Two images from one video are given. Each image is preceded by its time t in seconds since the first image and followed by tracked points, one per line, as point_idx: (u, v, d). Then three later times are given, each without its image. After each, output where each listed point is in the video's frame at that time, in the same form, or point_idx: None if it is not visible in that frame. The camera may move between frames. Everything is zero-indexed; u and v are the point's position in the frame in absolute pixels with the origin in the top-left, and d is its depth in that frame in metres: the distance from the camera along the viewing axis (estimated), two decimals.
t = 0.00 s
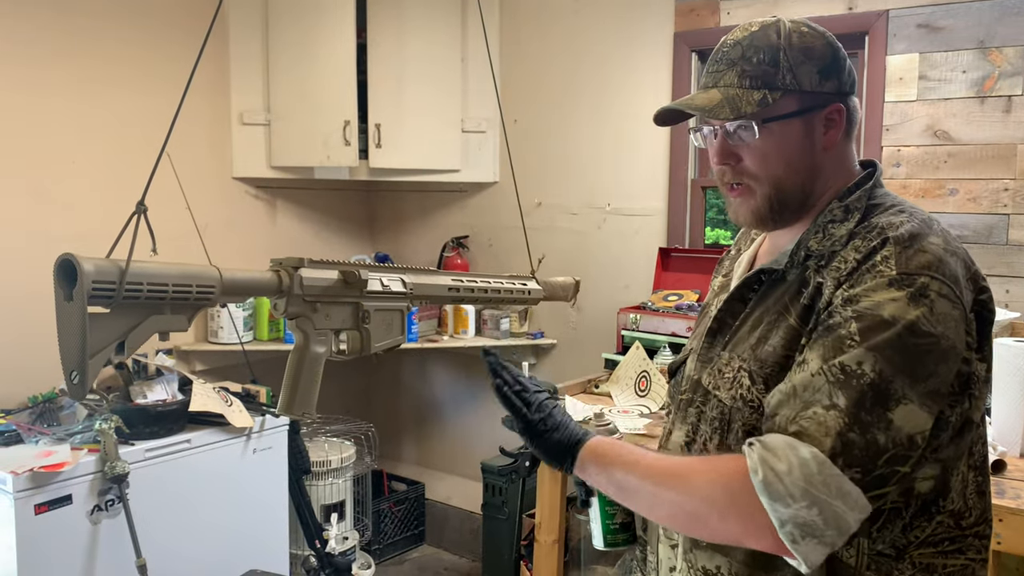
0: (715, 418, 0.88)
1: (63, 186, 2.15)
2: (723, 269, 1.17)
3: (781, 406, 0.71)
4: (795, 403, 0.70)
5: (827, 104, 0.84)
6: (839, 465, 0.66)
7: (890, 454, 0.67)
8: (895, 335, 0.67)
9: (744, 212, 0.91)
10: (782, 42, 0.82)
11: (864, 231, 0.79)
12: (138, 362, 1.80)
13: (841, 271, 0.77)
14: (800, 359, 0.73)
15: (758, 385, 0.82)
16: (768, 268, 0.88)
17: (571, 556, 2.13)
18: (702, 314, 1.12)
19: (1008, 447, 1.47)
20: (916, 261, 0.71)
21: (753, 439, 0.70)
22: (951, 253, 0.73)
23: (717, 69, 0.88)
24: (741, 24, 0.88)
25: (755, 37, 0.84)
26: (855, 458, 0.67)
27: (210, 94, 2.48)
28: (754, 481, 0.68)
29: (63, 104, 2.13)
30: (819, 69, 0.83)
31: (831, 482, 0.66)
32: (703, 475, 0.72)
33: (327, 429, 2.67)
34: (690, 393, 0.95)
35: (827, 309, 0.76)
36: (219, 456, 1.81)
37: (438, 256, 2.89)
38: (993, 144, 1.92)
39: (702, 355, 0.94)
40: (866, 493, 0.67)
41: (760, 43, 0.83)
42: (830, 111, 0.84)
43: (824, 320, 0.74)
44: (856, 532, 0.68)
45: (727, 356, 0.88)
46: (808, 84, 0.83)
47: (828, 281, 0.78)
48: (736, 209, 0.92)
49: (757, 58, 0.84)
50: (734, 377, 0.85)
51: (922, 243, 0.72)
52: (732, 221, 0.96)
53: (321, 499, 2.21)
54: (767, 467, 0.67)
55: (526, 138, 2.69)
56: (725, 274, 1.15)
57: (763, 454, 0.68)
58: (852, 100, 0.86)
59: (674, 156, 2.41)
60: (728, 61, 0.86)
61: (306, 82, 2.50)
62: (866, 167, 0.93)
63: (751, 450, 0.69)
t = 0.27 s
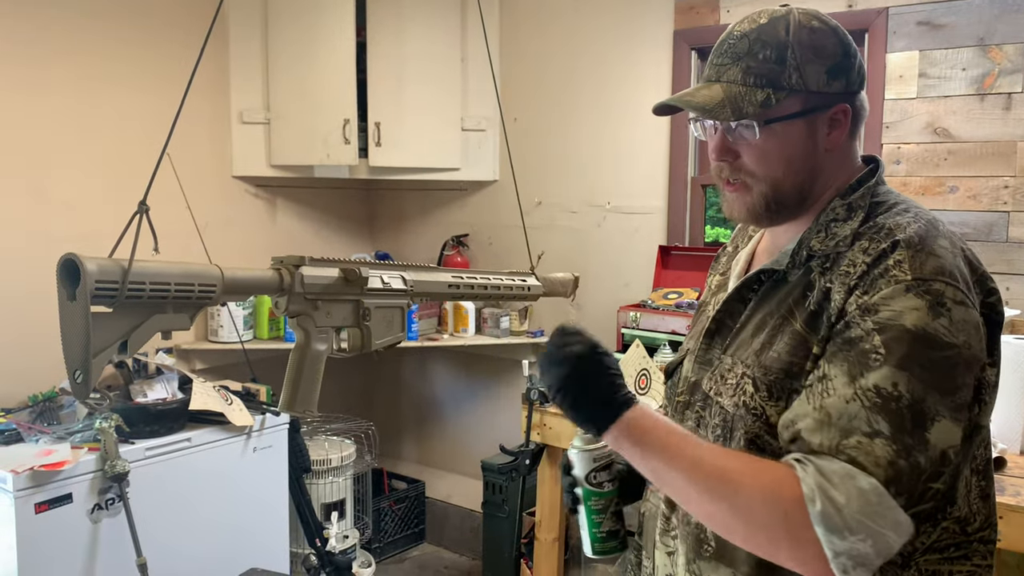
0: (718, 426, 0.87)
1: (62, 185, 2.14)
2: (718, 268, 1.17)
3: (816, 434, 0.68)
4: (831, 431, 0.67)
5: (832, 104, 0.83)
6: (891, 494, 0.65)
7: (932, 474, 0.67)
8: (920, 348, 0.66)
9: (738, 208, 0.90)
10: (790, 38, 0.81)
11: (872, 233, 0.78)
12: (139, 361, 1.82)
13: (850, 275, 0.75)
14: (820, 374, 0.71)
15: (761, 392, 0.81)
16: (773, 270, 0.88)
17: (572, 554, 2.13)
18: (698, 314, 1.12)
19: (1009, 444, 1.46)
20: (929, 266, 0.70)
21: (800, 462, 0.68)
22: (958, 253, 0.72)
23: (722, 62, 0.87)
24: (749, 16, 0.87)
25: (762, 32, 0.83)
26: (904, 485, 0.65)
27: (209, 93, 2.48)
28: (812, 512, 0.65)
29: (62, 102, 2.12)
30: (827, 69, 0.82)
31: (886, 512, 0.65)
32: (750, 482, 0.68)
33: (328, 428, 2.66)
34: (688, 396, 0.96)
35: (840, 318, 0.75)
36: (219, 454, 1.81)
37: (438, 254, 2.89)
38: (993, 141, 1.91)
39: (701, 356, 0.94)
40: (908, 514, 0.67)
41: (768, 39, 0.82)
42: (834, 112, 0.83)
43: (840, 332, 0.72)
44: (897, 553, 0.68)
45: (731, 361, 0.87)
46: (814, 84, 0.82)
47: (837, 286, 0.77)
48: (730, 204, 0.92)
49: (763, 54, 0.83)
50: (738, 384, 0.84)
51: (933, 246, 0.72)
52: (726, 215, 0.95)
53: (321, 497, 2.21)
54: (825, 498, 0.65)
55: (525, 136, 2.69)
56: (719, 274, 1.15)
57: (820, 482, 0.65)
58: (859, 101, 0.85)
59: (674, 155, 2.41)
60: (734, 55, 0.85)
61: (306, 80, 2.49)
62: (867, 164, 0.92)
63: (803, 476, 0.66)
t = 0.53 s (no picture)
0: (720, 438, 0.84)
1: (62, 184, 2.14)
2: (707, 263, 1.14)
3: (851, 468, 0.68)
4: (867, 462, 0.66)
5: (841, 103, 0.82)
6: (938, 524, 0.64)
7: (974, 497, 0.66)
8: (944, 365, 0.65)
9: (732, 202, 0.88)
10: (806, 32, 0.80)
11: (879, 239, 0.76)
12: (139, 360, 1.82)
13: (860, 286, 0.73)
14: (841, 394, 0.70)
15: (768, 407, 0.79)
16: (775, 274, 0.84)
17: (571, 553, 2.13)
18: (688, 312, 1.10)
19: (1009, 442, 1.46)
20: (943, 276, 0.68)
21: (843, 489, 0.66)
22: (968, 259, 0.71)
23: (732, 51, 0.86)
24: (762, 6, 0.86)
25: (777, 23, 0.82)
26: (946, 512, 0.65)
27: (208, 92, 2.48)
28: (859, 543, 0.64)
29: (61, 102, 2.12)
30: (840, 67, 0.81)
31: (935, 541, 0.64)
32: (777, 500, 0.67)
33: (327, 427, 2.66)
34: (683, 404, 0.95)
35: (854, 332, 0.73)
36: (219, 453, 1.81)
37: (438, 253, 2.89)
38: (993, 139, 1.91)
39: (697, 361, 0.92)
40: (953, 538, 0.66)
41: (782, 31, 0.82)
42: (843, 112, 0.83)
43: (853, 350, 0.71)
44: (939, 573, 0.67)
45: (732, 372, 0.84)
46: (826, 82, 0.81)
47: (847, 298, 0.74)
48: (724, 196, 0.90)
49: (777, 46, 0.82)
50: (742, 396, 0.82)
51: (946, 255, 0.70)
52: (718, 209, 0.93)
53: (321, 496, 2.21)
54: (873, 529, 0.63)
55: (525, 135, 2.69)
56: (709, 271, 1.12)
57: (866, 513, 0.64)
58: (867, 102, 0.84)
59: (674, 153, 2.41)
60: (746, 45, 0.84)
61: (305, 79, 2.50)
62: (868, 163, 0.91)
63: (849, 505, 0.65)
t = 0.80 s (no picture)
0: (740, 446, 0.85)
1: (61, 183, 2.14)
2: (700, 260, 1.15)
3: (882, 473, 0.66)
4: (900, 466, 0.64)
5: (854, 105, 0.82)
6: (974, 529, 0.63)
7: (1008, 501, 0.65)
8: (978, 368, 0.65)
9: (741, 211, 0.87)
10: (818, 34, 0.79)
11: (902, 241, 0.76)
12: (138, 359, 1.82)
13: (886, 289, 0.73)
14: (872, 399, 0.68)
15: (792, 414, 0.79)
16: (789, 275, 0.85)
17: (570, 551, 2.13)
18: (685, 311, 1.10)
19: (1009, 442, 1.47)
20: (972, 279, 0.69)
21: (869, 503, 0.64)
22: (988, 260, 0.72)
23: (741, 55, 0.84)
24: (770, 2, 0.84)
25: (788, 25, 0.81)
26: (983, 517, 0.64)
27: (208, 91, 2.48)
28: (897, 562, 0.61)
29: (61, 101, 2.12)
30: (853, 68, 0.80)
31: (972, 549, 0.62)
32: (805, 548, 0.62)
33: (327, 426, 2.66)
34: (690, 409, 0.95)
35: (884, 335, 0.71)
36: (218, 452, 1.81)
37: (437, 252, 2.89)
38: (992, 138, 1.91)
39: (704, 365, 0.93)
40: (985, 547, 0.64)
41: (793, 33, 0.80)
42: (855, 114, 0.82)
43: (883, 355, 0.70)
44: None
45: (751, 378, 0.85)
46: (840, 85, 0.80)
47: (873, 301, 0.74)
48: (731, 204, 0.89)
49: (789, 50, 0.80)
50: (764, 404, 0.82)
51: (970, 256, 0.71)
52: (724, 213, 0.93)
53: (320, 495, 2.21)
54: (911, 542, 0.61)
55: (524, 134, 2.69)
56: (705, 270, 1.13)
57: (901, 527, 0.61)
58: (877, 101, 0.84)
59: (674, 152, 2.41)
60: (755, 49, 0.83)
61: (304, 78, 2.50)
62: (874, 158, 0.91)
63: (880, 520, 0.62)
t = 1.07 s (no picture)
0: (735, 448, 0.85)
1: (61, 182, 2.14)
2: (698, 256, 1.15)
3: (875, 483, 0.67)
4: (893, 478, 0.66)
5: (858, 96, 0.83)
6: (971, 538, 0.64)
7: (1010, 507, 0.65)
8: (974, 374, 0.65)
9: (747, 204, 0.87)
10: (823, 24, 0.80)
11: (900, 241, 0.75)
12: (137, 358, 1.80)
13: (883, 291, 0.73)
14: (865, 405, 0.70)
15: (792, 418, 0.79)
16: (786, 274, 0.85)
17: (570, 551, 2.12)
18: (682, 308, 1.10)
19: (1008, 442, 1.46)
20: (969, 281, 0.69)
21: (864, 524, 0.66)
22: (985, 260, 0.72)
23: (746, 45, 0.85)
24: None
25: (792, 16, 0.82)
26: (985, 523, 0.64)
27: (208, 90, 2.48)
28: None
29: (60, 100, 2.12)
30: (857, 58, 0.82)
31: (970, 559, 0.63)
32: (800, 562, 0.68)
33: (326, 425, 2.65)
34: (686, 407, 0.95)
35: (882, 339, 0.71)
36: (217, 452, 1.81)
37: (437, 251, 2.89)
38: (992, 138, 1.91)
39: (700, 364, 0.93)
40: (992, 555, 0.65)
41: (798, 24, 0.81)
42: (860, 105, 0.83)
43: (881, 358, 0.70)
44: None
45: (747, 378, 0.85)
46: (845, 75, 0.81)
47: (870, 303, 0.74)
48: (736, 198, 0.88)
49: (794, 39, 0.81)
50: (762, 407, 0.81)
51: (966, 258, 0.71)
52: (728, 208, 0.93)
53: (320, 495, 2.21)
54: (901, 560, 0.63)
55: (524, 133, 2.69)
56: (703, 266, 1.12)
57: (891, 545, 0.63)
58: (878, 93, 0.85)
59: (673, 152, 2.41)
60: (761, 39, 0.84)
61: (304, 77, 2.49)
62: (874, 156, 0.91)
63: (870, 542, 0.65)
